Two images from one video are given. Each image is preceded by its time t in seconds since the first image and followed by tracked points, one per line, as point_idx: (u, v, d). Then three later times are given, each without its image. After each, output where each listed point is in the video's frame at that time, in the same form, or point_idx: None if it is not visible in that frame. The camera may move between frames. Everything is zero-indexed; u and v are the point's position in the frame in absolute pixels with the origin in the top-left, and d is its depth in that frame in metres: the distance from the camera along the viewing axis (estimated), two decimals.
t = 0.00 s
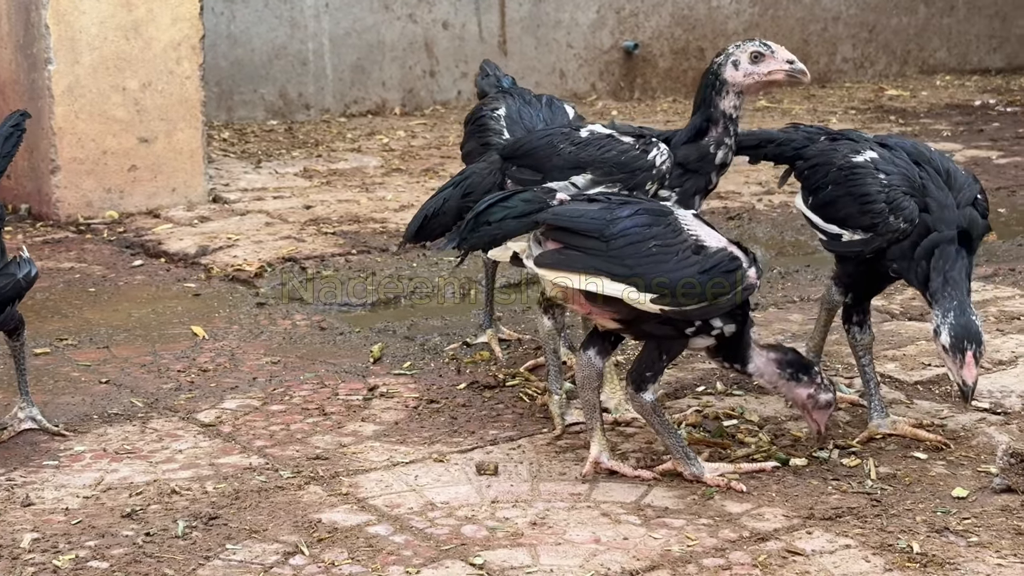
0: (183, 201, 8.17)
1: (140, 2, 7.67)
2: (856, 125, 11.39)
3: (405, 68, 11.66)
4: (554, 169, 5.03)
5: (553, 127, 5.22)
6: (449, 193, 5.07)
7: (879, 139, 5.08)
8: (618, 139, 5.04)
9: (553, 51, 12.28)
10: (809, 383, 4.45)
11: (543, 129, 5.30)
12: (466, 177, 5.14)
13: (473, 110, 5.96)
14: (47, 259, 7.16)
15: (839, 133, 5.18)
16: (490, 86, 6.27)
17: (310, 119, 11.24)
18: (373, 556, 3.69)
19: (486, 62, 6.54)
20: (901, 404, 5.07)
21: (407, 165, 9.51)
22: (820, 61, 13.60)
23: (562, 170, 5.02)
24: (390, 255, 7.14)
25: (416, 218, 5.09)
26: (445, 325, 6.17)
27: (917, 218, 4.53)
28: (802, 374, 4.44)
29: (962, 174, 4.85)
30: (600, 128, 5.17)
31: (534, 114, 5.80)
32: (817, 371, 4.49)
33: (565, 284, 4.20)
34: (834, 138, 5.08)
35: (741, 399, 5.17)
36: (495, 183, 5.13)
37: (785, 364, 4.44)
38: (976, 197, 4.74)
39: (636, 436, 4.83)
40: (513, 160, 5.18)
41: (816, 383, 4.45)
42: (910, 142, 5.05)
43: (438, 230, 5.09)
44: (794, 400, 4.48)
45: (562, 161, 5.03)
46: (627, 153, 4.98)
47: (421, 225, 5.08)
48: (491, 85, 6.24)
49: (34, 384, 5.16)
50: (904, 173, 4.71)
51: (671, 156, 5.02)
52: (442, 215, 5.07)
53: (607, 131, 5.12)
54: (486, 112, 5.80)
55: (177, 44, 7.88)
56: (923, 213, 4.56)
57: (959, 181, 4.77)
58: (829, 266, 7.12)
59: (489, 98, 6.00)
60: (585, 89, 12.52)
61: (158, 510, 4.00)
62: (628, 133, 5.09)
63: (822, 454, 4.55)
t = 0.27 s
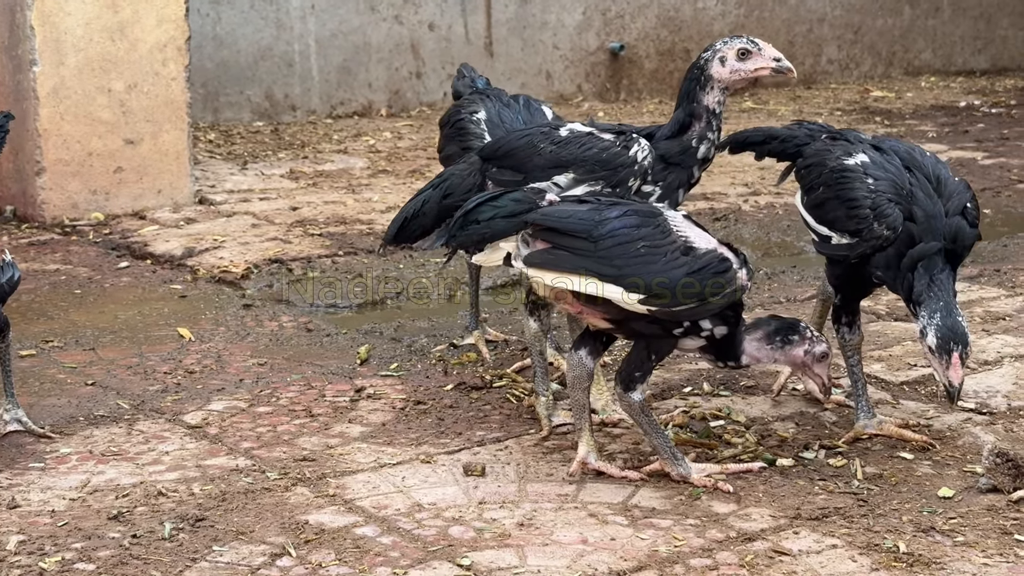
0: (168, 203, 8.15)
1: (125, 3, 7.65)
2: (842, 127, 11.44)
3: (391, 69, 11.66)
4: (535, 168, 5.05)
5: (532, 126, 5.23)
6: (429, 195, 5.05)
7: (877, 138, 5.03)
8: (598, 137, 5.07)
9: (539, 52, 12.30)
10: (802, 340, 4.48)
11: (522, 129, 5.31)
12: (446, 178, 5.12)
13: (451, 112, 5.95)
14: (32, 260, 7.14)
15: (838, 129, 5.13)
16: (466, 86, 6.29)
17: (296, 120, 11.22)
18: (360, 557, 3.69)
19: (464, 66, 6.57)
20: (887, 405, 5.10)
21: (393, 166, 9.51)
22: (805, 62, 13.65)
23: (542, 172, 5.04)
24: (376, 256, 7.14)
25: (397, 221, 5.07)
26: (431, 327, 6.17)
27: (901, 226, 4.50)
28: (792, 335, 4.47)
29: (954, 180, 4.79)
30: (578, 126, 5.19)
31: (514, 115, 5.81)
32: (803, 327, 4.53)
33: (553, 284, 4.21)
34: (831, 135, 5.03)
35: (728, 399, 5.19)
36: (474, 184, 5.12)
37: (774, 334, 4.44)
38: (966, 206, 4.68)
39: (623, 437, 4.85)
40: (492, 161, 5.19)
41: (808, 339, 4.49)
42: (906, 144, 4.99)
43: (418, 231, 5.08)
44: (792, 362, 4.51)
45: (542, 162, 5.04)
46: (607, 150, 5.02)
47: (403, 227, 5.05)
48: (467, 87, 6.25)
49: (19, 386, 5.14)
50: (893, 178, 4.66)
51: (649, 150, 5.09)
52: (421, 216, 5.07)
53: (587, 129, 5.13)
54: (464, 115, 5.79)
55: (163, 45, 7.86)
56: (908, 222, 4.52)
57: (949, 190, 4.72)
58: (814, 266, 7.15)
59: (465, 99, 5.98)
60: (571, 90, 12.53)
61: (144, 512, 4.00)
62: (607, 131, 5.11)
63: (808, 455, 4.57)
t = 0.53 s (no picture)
0: (156, 205, 8.13)
1: (111, 5, 7.64)
2: (829, 128, 11.48)
3: (379, 71, 11.65)
4: (522, 170, 5.05)
5: (519, 126, 5.23)
6: (413, 194, 5.13)
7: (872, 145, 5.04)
8: (585, 138, 5.06)
9: (527, 54, 12.31)
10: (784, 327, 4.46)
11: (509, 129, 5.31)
12: (432, 177, 5.19)
13: (435, 114, 5.95)
14: (18, 263, 7.11)
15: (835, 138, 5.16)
16: (449, 90, 6.30)
17: (284, 122, 11.22)
18: (348, 560, 3.69)
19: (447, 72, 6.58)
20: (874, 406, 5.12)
21: (381, 168, 9.51)
22: (793, 63, 13.69)
23: (528, 173, 5.04)
24: (364, 258, 7.14)
25: (382, 218, 5.15)
26: (419, 328, 6.18)
27: (884, 224, 4.48)
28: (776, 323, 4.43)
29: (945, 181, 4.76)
30: (565, 126, 5.18)
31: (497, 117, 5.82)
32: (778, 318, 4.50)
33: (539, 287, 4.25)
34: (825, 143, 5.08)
35: (716, 401, 5.20)
36: (460, 182, 5.17)
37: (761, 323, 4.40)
38: (954, 204, 4.63)
39: (611, 438, 4.86)
40: (479, 160, 5.20)
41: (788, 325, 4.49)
42: (900, 149, 4.99)
43: (402, 229, 5.14)
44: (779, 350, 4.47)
45: (528, 163, 5.04)
46: (594, 151, 5.01)
47: (387, 225, 5.15)
48: (450, 90, 6.27)
49: (5, 389, 5.13)
50: (877, 180, 4.67)
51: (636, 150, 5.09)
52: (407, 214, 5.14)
53: (573, 130, 5.13)
54: (446, 119, 5.80)
55: (149, 47, 7.84)
56: (890, 220, 4.50)
57: (938, 189, 4.68)
58: (802, 267, 7.18)
59: (446, 105, 5.97)
60: (559, 92, 12.55)
61: (132, 514, 3.99)
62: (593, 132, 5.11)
63: (796, 456, 4.59)
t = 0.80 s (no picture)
0: (147, 209, 8.12)
1: (103, 8, 7.62)
2: (820, 131, 11.52)
3: (370, 74, 11.65)
4: (514, 174, 5.05)
5: (513, 131, 5.23)
6: (407, 199, 5.17)
7: (870, 159, 5.03)
8: (578, 143, 5.07)
9: (518, 57, 12.32)
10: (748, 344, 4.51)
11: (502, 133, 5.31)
12: (426, 181, 5.21)
13: (429, 120, 5.95)
14: (10, 267, 7.09)
15: (832, 147, 5.16)
16: (439, 95, 6.29)
17: (275, 125, 11.21)
18: (341, 564, 3.69)
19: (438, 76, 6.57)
20: (865, 409, 5.14)
21: (373, 171, 9.51)
22: (784, 66, 13.73)
23: (519, 177, 5.04)
24: (356, 262, 7.14)
25: (376, 223, 5.20)
26: (411, 332, 6.18)
27: (866, 251, 4.48)
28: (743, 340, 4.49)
29: (937, 205, 4.73)
30: (558, 132, 5.18)
31: (487, 124, 5.83)
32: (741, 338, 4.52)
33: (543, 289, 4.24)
34: (823, 155, 5.09)
35: (708, 404, 5.21)
36: (453, 187, 5.18)
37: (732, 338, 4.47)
38: (942, 233, 4.61)
39: (604, 442, 4.86)
40: (471, 164, 5.19)
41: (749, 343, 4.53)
42: (896, 166, 4.97)
43: (397, 233, 5.19)
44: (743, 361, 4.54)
45: (520, 168, 5.05)
46: (587, 157, 5.01)
47: (382, 230, 5.19)
48: (440, 94, 6.27)
49: None
50: (865, 202, 4.66)
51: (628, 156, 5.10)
52: (400, 219, 5.17)
53: (566, 135, 5.13)
54: (442, 127, 5.81)
55: (141, 51, 7.82)
56: (872, 249, 4.50)
57: (928, 215, 4.65)
58: (794, 270, 7.20)
59: (440, 111, 5.97)
60: (550, 95, 12.56)
61: (124, 519, 3.98)
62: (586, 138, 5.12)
63: (788, 459, 4.60)
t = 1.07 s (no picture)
0: (140, 211, 8.11)
1: (96, 11, 7.61)
2: (812, 133, 11.55)
3: (363, 76, 11.65)
4: (514, 179, 5.12)
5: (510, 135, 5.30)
6: (402, 198, 5.07)
7: (869, 173, 5.01)
8: (579, 152, 5.20)
9: (511, 59, 12.33)
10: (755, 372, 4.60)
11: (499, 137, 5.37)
12: (421, 180, 5.12)
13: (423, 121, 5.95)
14: (2, 270, 7.08)
15: (831, 159, 5.14)
16: (431, 99, 6.30)
17: (267, 128, 11.20)
18: (335, 567, 3.69)
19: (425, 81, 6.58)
20: (858, 411, 5.16)
21: (366, 173, 9.51)
22: (776, 68, 13.75)
23: (518, 182, 5.11)
24: (349, 264, 7.13)
25: (368, 220, 5.07)
26: (404, 334, 6.18)
27: (848, 275, 4.52)
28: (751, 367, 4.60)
29: (925, 226, 4.73)
30: (557, 139, 5.29)
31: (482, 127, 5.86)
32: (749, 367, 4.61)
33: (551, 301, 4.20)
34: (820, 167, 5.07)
35: (701, 407, 5.22)
36: (448, 189, 5.14)
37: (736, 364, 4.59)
38: (926, 257, 4.63)
39: (597, 445, 4.86)
40: (468, 165, 5.20)
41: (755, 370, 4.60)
42: (893, 183, 4.95)
43: (389, 232, 5.09)
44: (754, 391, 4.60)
45: (519, 173, 5.12)
46: (589, 166, 5.14)
47: (373, 227, 5.06)
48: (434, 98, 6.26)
49: None
50: (852, 222, 4.66)
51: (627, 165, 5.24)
52: (394, 218, 5.07)
53: (565, 143, 5.25)
54: (438, 128, 5.80)
55: (134, 53, 7.81)
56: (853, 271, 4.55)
57: (915, 239, 4.66)
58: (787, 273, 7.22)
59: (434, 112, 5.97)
60: (543, 97, 12.58)
61: (117, 522, 3.98)
62: (584, 146, 5.24)
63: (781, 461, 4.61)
